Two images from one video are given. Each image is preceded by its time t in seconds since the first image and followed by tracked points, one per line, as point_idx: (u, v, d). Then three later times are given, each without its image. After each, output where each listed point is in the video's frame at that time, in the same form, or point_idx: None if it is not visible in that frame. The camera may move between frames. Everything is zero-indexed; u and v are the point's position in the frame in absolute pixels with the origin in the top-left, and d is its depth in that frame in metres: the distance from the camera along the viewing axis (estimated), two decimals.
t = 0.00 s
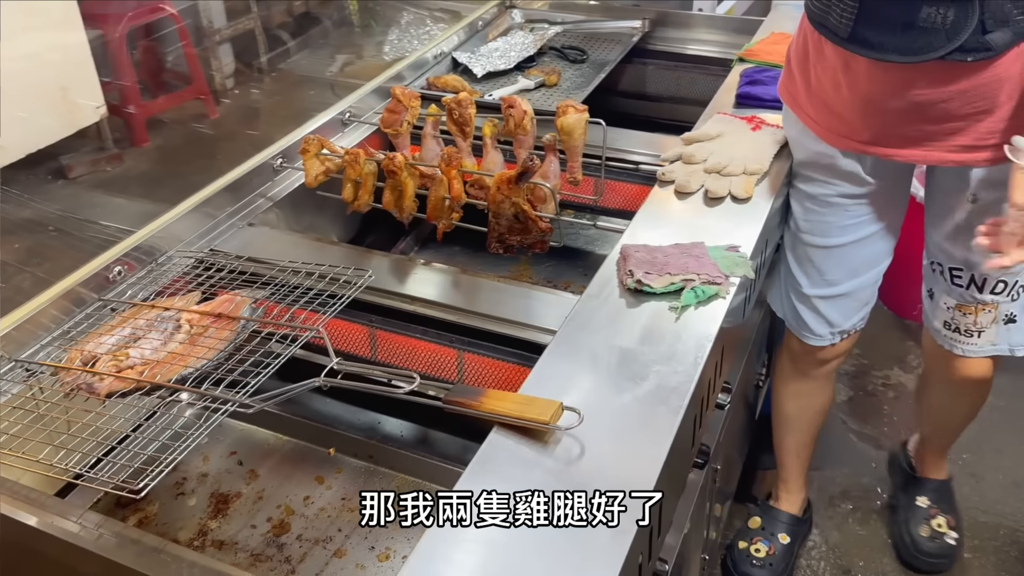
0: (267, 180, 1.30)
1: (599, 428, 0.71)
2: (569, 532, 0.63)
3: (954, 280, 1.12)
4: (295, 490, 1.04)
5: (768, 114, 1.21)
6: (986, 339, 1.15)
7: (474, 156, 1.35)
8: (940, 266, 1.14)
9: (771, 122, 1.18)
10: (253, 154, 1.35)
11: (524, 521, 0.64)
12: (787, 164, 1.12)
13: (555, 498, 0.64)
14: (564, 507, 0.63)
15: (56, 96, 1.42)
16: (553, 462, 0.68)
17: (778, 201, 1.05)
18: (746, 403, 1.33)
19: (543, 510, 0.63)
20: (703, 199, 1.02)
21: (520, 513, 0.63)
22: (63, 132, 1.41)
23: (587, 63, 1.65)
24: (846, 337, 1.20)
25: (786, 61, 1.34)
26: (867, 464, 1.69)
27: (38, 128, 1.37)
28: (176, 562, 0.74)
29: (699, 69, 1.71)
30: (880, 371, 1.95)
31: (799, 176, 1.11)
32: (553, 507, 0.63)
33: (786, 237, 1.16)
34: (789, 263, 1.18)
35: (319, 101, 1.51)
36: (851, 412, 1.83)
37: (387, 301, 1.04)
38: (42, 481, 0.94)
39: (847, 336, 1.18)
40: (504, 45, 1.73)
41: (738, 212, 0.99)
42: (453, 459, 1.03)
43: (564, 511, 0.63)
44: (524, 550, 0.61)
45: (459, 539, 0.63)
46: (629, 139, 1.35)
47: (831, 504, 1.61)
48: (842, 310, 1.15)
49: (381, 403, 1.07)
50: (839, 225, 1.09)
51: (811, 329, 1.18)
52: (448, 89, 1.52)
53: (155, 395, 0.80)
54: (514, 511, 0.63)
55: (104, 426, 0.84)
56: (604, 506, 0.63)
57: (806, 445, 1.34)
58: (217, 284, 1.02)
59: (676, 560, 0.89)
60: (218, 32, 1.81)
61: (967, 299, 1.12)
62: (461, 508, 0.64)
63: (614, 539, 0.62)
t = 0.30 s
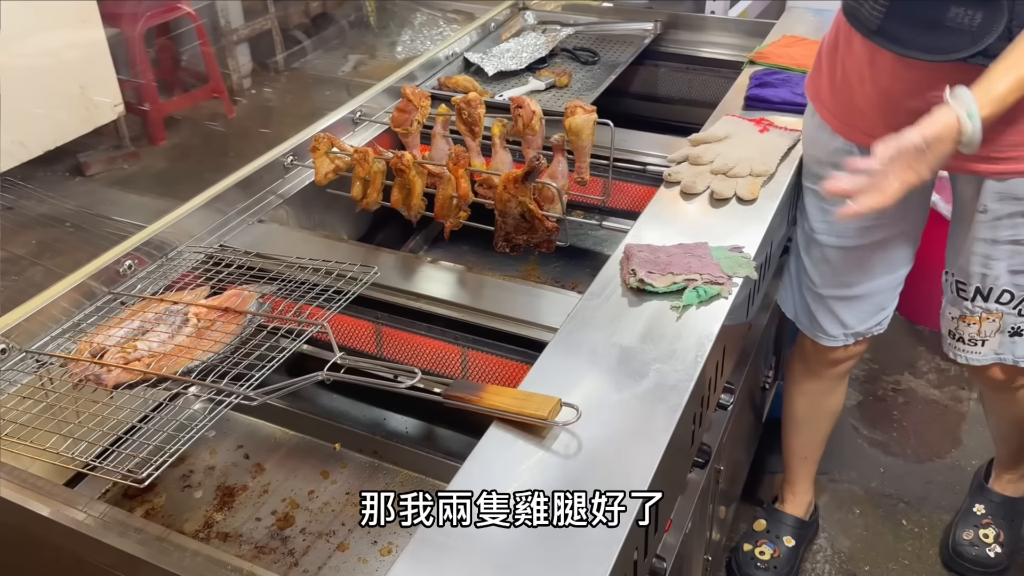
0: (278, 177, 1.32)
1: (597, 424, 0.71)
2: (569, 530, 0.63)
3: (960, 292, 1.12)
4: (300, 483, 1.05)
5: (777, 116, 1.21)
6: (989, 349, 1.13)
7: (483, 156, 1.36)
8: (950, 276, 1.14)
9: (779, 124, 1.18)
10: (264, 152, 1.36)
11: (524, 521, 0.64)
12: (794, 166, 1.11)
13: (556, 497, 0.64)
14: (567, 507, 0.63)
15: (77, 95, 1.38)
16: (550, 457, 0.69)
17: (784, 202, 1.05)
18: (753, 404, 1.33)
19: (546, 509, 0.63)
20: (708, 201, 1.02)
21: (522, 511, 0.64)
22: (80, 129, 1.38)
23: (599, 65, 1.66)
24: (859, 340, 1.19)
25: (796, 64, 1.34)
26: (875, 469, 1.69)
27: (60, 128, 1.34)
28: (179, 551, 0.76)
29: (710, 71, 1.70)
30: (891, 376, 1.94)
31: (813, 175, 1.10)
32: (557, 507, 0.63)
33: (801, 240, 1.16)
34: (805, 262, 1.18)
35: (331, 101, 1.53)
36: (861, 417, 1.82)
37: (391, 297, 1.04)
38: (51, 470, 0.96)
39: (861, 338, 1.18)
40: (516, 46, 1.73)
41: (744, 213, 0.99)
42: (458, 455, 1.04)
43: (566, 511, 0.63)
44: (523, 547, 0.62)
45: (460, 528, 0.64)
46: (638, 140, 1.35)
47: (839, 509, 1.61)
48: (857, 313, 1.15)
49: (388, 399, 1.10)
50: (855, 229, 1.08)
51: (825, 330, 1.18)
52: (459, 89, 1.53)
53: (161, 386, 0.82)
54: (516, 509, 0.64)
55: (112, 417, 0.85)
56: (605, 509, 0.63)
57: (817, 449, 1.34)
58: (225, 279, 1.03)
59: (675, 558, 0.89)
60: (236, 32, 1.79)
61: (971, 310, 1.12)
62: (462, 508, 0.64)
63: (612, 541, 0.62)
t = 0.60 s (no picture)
0: (283, 179, 1.33)
1: (593, 427, 0.71)
2: (567, 535, 0.63)
3: (1008, 294, 1.24)
4: (302, 484, 1.06)
5: (781, 121, 1.21)
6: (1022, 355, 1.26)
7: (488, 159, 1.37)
8: (1001, 277, 1.26)
9: (783, 128, 1.17)
10: (270, 154, 1.38)
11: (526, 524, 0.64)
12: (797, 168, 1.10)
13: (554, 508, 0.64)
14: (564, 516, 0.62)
15: (90, 96, 1.40)
16: (547, 459, 0.69)
17: (787, 206, 1.05)
18: (757, 409, 1.33)
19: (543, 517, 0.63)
20: (710, 205, 1.02)
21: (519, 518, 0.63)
22: (92, 131, 1.38)
23: (605, 68, 1.66)
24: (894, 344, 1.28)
25: (801, 68, 1.34)
26: (881, 475, 1.70)
27: (75, 128, 1.35)
28: (178, 549, 0.76)
29: (718, 75, 1.72)
30: (897, 382, 1.94)
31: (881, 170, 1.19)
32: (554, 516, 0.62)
33: (855, 239, 1.25)
34: (852, 259, 1.26)
35: (338, 104, 1.54)
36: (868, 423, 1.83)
37: (393, 299, 1.05)
38: (57, 469, 0.97)
39: (897, 341, 1.26)
40: (523, 50, 1.74)
41: (747, 217, 0.99)
42: (459, 456, 1.04)
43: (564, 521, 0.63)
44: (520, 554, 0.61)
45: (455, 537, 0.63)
46: (642, 144, 1.36)
47: (844, 514, 1.62)
48: (897, 314, 1.24)
49: (389, 400, 1.09)
50: (913, 225, 1.17)
51: (863, 327, 1.26)
52: (465, 93, 1.54)
53: (163, 386, 0.82)
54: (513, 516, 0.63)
55: (114, 416, 0.86)
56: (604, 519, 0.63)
57: (828, 453, 1.40)
58: (229, 280, 1.04)
59: (675, 561, 0.90)
60: (248, 35, 1.80)
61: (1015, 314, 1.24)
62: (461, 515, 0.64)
63: (611, 546, 0.62)
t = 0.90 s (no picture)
0: (279, 167, 1.33)
1: (576, 409, 0.72)
2: (546, 520, 0.62)
3: None
4: (296, 469, 1.06)
5: (775, 105, 1.20)
6: None
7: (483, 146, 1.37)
8: None
9: (777, 112, 1.17)
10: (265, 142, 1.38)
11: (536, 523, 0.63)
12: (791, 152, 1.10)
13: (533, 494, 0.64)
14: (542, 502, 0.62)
15: (96, 89, 1.39)
16: (528, 440, 0.69)
17: (780, 190, 1.05)
18: (755, 395, 1.33)
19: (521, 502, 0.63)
20: (701, 189, 1.02)
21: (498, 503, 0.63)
22: (100, 123, 1.39)
23: (603, 55, 1.65)
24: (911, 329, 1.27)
25: (797, 52, 1.33)
26: (881, 462, 1.70)
27: (78, 121, 1.34)
28: (167, 530, 0.77)
29: (718, 61, 1.69)
30: (899, 369, 1.94)
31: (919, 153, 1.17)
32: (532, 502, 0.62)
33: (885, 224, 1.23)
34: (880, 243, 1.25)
35: (336, 93, 1.55)
36: (870, 411, 1.83)
37: (385, 284, 1.05)
38: (52, 453, 0.98)
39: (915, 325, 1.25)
40: (521, 37, 1.73)
41: (738, 201, 0.99)
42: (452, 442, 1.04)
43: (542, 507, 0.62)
44: (498, 539, 0.61)
45: (433, 520, 0.63)
46: (638, 131, 1.35)
47: (843, 501, 1.62)
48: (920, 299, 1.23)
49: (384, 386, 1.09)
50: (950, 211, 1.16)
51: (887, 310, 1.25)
52: (462, 80, 1.54)
53: (153, 369, 0.84)
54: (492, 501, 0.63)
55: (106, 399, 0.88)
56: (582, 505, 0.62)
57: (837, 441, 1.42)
58: (223, 266, 1.06)
59: (665, 543, 0.90)
60: (252, 26, 1.80)
61: None
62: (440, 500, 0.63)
63: (588, 531, 0.61)
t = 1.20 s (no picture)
0: (279, 167, 1.34)
1: (576, 410, 0.72)
2: (547, 520, 0.62)
3: None
4: (296, 469, 1.06)
5: (776, 105, 1.20)
6: None
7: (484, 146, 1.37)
8: None
9: (777, 113, 1.17)
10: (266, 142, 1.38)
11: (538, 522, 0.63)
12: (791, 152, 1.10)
13: (533, 492, 0.63)
14: (541, 501, 0.62)
15: (96, 89, 1.39)
16: (528, 439, 0.69)
17: (780, 191, 1.05)
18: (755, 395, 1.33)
19: (521, 502, 0.62)
20: (702, 189, 1.02)
21: (497, 502, 0.63)
22: (101, 123, 1.39)
23: (603, 55, 1.65)
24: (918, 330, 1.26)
25: (798, 52, 1.33)
26: (881, 462, 1.70)
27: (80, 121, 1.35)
28: (167, 530, 0.77)
29: (718, 62, 1.69)
30: (899, 370, 1.94)
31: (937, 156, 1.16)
32: (532, 502, 0.62)
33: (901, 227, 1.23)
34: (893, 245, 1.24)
35: (336, 92, 1.55)
36: (870, 411, 1.83)
37: (386, 284, 1.05)
38: (52, 453, 0.98)
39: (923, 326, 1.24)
40: (522, 37, 1.73)
41: (739, 201, 0.99)
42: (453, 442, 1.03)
43: (541, 506, 0.62)
44: (498, 538, 0.61)
45: (433, 519, 0.63)
46: (637, 131, 1.35)
47: (843, 501, 1.62)
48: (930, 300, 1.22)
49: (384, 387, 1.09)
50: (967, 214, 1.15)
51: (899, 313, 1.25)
52: (463, 80, 1.54)
53: (153, 370, 0.84)
54: (492, 500, 0.63)
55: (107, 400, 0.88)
56: (581, 504, 0.62)
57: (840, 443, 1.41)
58: (223, 266, 1.06)
59: (665, 543, 0.90)
60: (252, 26, 1.80)
61: None
62: (440, 499, 0.63)
63: (589, 531, 0.62)
